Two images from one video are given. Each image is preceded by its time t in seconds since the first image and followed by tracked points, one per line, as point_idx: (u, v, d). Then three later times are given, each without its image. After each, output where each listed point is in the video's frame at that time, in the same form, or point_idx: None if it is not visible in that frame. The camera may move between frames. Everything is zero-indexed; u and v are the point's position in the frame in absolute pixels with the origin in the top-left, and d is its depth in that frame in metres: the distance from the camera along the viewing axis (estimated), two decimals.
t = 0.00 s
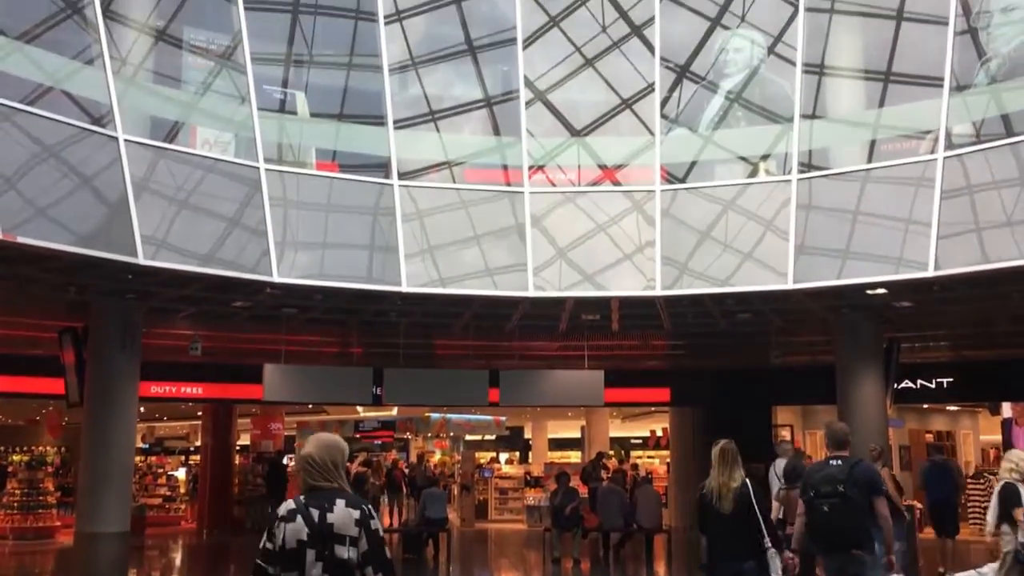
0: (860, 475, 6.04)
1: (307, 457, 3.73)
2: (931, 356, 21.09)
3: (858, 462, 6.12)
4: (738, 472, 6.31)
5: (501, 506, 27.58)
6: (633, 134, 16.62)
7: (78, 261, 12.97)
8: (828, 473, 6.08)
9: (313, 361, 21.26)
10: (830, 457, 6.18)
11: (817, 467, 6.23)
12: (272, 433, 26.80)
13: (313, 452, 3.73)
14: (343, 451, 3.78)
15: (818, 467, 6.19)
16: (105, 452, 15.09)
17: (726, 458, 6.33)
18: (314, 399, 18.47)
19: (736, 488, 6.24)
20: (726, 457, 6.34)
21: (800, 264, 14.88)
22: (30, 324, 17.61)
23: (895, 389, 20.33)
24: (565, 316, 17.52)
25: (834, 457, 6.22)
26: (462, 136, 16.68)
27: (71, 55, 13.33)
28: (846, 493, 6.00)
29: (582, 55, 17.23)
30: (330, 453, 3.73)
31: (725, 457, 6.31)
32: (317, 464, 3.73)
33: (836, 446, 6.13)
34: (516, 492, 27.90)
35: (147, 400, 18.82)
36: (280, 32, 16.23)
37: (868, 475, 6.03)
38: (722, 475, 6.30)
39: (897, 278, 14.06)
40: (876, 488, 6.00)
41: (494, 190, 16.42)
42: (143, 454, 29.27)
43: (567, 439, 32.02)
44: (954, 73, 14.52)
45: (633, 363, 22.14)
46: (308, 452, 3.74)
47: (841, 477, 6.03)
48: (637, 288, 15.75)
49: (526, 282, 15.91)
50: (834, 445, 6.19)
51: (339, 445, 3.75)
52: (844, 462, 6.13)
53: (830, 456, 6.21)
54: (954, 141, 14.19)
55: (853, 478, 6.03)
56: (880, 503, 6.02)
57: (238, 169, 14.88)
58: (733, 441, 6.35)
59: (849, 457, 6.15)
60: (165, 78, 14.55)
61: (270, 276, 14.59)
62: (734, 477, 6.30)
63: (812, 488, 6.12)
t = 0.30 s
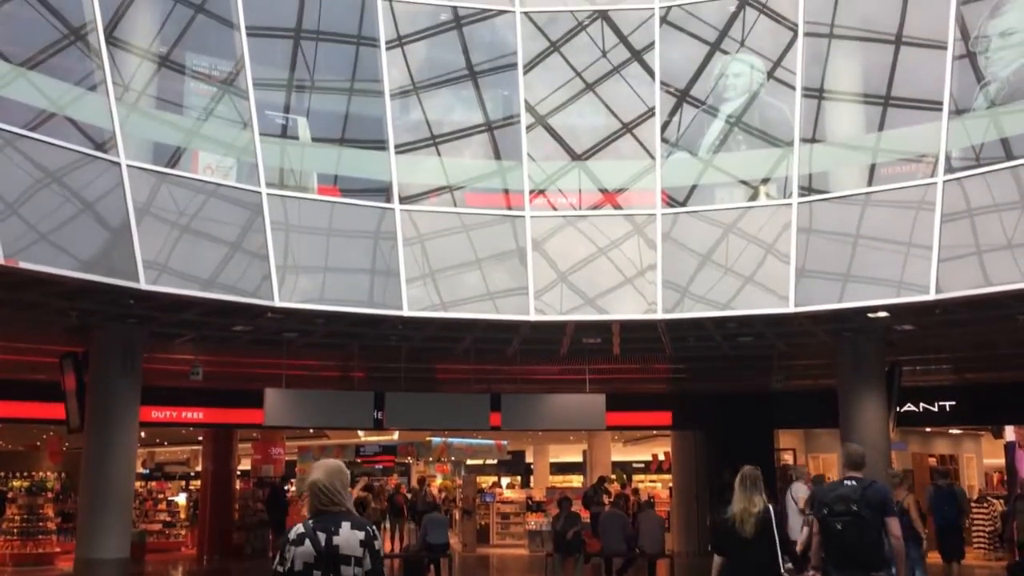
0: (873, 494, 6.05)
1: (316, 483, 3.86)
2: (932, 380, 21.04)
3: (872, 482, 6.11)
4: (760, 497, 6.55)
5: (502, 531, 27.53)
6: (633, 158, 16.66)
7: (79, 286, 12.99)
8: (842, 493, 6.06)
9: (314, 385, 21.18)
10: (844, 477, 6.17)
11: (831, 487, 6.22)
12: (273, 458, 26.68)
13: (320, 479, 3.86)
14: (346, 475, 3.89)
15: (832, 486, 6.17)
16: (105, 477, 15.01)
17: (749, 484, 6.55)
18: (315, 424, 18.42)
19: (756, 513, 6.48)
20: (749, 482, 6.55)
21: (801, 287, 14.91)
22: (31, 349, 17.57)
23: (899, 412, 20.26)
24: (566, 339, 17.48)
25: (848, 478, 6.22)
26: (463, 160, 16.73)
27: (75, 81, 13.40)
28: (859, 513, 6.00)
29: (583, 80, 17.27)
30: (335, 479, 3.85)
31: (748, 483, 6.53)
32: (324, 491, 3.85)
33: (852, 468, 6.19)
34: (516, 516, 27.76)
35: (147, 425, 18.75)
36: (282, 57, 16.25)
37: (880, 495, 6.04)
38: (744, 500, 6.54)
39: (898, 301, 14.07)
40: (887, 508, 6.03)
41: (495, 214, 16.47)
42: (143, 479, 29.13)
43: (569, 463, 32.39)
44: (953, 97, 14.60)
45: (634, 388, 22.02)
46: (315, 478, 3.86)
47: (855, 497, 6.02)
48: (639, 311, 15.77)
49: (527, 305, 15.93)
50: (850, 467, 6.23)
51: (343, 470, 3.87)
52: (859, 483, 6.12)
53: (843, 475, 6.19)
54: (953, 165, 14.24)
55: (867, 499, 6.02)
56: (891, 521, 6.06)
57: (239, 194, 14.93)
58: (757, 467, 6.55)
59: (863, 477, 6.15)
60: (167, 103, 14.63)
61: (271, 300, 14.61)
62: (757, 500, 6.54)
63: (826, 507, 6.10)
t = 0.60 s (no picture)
0: (899, 528, 6.68)
1: (336, 513, 4.48)
2: (936, 406, 20.95)
3: (898, 517, 6.74)
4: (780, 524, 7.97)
5: (505, 559, 27.16)
6: (635, 184, 16.69)
7: (82, 313, 12.99)
8: (873, 524, 6.66)
9: (316, 412, 21.12)
10: (872, 509, 6.81)
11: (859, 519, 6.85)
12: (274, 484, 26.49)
13: (341, 509, 4.47)
14: (363, 505, 4.51)
15: (860, 518, 6.76)
16: (106, 505, 14.93)
17: (770, 510, 8.01)
18: (317, 450, 18.36)
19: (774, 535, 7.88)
20: (770, 509, 8.03)
21: (803, 313, 14.92)
22: (34, 377, 17.55)
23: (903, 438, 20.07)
24: (569, 365, 17.46)
25: (874, 510, 6.81)
26: (465, 187, 16.77)
27: (79, 109, 13.48)
28: (889, 543, 6.59)
29: (584, 106, 17.31)
30: (353, 508, 4.47)
31: (769, 509, 7.98)
32: (344, 520, 4.47)
33: (876, 500, 6.77)
34: (520, 544, 27.42)
35: (149, 452, 18.70)
36: (285, 84, 16.32)
37: (906, 529, 6.67)
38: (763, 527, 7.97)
39: (901, 326, 14.08)
40: (912, 543, 6.65)
41: (497, 240, 16.50)
42: (145, 507, 29.11)
43: (571, 489, 33.36)
44: (954, 122, 14.64)
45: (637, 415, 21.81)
46: (336, 508, 4.48)
47: (886, 530, 6.63)
48: (641, 337, 15.77)
49: (529, 331, 15.93)
50: (876, 500, 6.79)
51: (361, 500, 4.48)
52: (886, 516, 6.73)
53: (869, 508, 6.82)
54: (955, 190, 14.25)
55: (895, 532, 6.64)
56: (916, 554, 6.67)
57: (242, 220, 14.97)
58: (777, 496, 8.08)
59: (889, 511, 6.78)
60: (171, 131, 14.72)
61: (273, 327, 14.60)
62: (775, 526, 7.98)
63: (854, 537, 6.69)
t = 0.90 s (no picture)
0: (922, 560, 6.56)
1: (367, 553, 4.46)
2: (939, 443, 20.87)
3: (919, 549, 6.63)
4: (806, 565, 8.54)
5: None
6: (635, 221, 16.74)
7: (83, 351, 12.99)
8: (895, 559, 6.56)
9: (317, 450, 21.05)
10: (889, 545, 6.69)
11: (880, 554, 6.73)
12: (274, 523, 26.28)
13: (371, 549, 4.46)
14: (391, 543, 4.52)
15: (883, 552, 6.69)
16: (105, 544, 14.79)
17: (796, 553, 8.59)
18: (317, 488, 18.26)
19: None
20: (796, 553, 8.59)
21: (805, 348, 14.91)
22: (35, 416, 17.53)
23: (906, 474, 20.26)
24: (570, 402, 17.42)
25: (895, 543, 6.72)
26: (466, 224, 16.83)
27: (83, 148, 13.59)
28: None
29: (584, 143, 17.40)
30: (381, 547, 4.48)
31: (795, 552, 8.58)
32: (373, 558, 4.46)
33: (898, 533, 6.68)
34: None
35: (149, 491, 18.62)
36: (287, 123, 16.44)
37: (930, 561, 6.55)
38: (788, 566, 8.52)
39: (903, 362, 14.06)
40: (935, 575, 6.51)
41: (498, 277, 16.54)
42: (144, 546, 29.03)
43: (574, 527, 33.19)
44: (952, 159, 14.72)
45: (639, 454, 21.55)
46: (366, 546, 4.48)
47: (908, 563, 6.51)
48: (642, 373, 15.74)
49: (531, 368, 15.89)
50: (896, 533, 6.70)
51: (389, 539, 4.50)
52: (907, 549, 6.62)
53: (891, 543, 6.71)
54: (955, 226, 14.31)
55: (919, 563, 6.53)
56: None
57: (243, 258, 15.00)
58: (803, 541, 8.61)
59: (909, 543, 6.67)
60: (174, 169, 14.83)
61: (274, 364, 14.59)
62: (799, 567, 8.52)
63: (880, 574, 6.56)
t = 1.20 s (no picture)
0: None
1: None
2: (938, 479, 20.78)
3: None
4: None
5: None
6: (632, 256, 16.79)
7: (79, 389, 12.96)
8: None
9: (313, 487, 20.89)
10: None
11: None
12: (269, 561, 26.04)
13: None
14: None
15: None
16: None
17: None
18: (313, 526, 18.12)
19: None
20: None
21: (803, 384, 14.93)
22: (29, 454, 17.42)
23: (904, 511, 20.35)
24: (568, 439, 17.36)
25: None
26: (463, 260, 16.86)
27: (81, 185, 13.64)
28: None
29: (580, 180, 17.48)
30: None
31: None
32: None
33: None
34: None
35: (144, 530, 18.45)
36: (285, 160, 16.43)
37: None
38: None
39: (901, 398, 14.08)
40: None
41: (495, 313, 16.55)
42: None
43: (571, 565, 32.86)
44: (947, 196, 14.81)
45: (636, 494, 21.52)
46: None
47: None
48: (639, 410, 15.73)
49: (528, 404, 15.86)
50: None
51: None
52: None
53: None
54: (951, 262, 14.37)
55: None
56: None
57: (240, 295, 15.00)
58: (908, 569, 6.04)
59: None
60: (172, 207, 14.86)
61: (270, 402, 14.53)
62: None
63: None
